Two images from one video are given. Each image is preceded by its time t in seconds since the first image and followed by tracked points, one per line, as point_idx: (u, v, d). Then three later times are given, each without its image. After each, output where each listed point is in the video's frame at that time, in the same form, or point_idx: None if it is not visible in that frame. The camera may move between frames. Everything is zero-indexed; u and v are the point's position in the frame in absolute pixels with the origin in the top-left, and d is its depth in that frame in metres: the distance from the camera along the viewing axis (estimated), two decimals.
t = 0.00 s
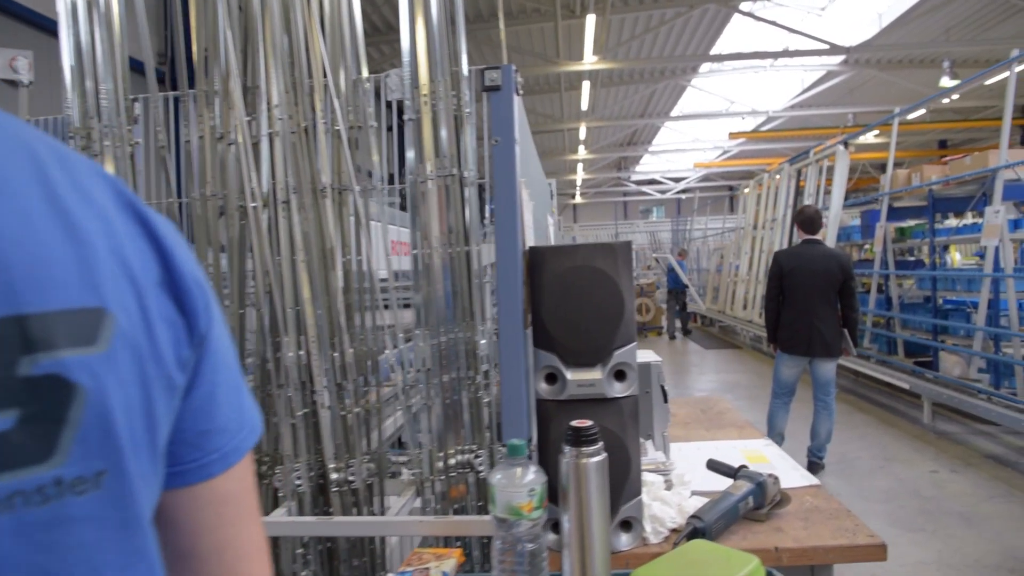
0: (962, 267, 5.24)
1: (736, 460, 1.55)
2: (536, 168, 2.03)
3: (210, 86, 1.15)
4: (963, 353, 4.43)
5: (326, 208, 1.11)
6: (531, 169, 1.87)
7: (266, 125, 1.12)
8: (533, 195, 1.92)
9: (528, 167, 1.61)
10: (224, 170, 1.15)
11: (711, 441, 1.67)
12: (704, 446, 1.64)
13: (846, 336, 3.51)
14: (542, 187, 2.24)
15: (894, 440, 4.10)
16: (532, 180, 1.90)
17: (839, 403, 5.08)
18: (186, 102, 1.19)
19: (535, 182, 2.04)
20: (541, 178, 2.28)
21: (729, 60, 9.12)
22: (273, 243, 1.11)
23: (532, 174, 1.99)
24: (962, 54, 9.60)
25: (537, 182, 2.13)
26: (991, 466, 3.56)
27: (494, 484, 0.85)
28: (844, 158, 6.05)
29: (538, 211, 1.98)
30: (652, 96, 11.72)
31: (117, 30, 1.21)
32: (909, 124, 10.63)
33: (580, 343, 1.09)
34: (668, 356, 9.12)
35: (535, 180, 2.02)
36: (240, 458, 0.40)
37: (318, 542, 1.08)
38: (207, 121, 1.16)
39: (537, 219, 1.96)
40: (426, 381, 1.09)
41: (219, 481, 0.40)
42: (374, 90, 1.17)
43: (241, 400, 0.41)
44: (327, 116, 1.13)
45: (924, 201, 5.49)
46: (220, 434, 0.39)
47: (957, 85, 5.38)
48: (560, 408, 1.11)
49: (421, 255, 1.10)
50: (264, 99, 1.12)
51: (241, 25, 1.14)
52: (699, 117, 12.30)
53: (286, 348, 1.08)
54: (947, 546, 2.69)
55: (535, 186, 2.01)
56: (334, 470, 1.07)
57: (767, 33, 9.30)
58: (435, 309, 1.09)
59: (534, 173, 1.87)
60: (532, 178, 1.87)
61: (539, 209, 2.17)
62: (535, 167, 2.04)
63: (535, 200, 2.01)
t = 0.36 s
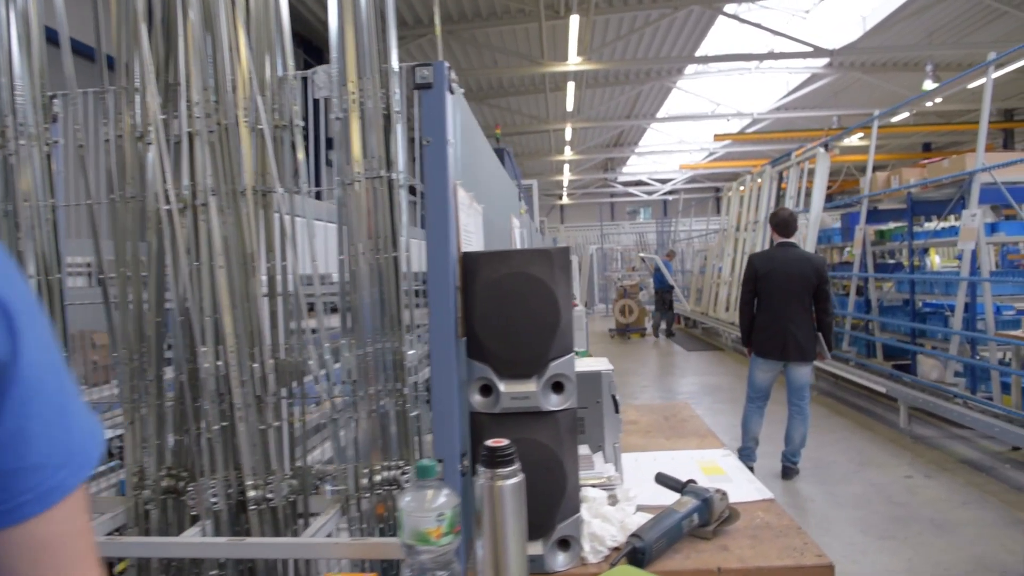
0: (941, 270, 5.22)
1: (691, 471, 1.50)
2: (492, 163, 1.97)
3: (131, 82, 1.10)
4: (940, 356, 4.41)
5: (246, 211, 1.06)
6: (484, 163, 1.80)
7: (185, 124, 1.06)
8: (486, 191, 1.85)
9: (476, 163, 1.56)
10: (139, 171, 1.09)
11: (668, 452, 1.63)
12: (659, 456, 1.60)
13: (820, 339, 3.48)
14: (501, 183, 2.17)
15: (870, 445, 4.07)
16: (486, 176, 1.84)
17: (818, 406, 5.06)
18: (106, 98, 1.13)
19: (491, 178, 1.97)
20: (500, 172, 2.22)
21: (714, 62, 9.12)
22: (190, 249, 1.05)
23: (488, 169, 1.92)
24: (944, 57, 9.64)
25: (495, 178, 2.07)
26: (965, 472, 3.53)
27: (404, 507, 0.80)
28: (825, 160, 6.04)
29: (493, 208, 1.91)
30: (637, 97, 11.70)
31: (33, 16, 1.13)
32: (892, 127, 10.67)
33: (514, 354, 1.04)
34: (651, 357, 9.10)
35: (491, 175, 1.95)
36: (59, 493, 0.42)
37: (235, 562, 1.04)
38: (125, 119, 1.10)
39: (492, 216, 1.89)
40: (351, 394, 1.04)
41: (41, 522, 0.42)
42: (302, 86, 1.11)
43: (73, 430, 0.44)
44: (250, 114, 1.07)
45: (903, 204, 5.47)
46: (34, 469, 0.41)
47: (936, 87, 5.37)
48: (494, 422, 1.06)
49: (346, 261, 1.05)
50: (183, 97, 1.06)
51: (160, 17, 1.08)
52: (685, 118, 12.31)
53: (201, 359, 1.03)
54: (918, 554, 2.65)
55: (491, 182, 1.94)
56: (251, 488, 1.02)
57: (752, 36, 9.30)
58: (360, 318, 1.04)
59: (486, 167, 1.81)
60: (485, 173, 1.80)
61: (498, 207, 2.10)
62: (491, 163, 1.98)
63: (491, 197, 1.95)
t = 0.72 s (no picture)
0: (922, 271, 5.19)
1: (644, 478, 1.46)
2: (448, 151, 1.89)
3: (38, 63, 1.03)
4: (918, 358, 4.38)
5: (157, 204, 1.01)
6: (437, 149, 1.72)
7: (94, 109, 1.00)
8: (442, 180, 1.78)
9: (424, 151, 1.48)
10: (46, 159, 1.03)
11: (622, 457, 1.59)
12: (613, 462, 1.56)
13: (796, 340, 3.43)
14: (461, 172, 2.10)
15: (846, 446, 4.04)
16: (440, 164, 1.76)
17: (797, 406, 5.04)
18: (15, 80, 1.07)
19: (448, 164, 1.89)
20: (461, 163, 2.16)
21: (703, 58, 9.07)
22: (99, 243, 1.01)
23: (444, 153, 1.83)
24: (933, 57, 9.63)
25: (453, 165, 1.99)
26: (939, 475, 3.51)
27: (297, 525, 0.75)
28: (808, 159, 6.01)
29: (448, 197, 1.84)
30: (627, 93, 11.65)
31: None
32: (880, 127, 10.66)
33: (441, 357, 0.98)
34: (635, 353, 9.09)
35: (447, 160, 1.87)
36: None
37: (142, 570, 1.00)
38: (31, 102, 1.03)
39: (447, 205, 1.81)
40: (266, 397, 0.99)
41: None
42: (222, 71, 1.05)
43: None
44: (163, 101, 1.01)
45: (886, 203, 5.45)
46: None
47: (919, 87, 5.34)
48: (420, 429, 1.01)
49: (264, 257, 1.00)
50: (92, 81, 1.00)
51: None
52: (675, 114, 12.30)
53: (107, 359, 0.99)
54: (885, 559, 2.63)
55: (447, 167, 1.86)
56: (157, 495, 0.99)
57: (742, 33, 9.26)
58: (275, 318, 0.99)
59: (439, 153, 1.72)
60: (438, 161, 1.72)
61: (457, 198, 2.04)
62: (448, 150, 1.90)
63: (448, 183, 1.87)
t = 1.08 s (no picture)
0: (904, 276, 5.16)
1: (596, 486, 1.40)
2: (406, 140, 1.84)
3: None
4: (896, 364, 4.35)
5: (62, 189, 0.94)
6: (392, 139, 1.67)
7: None
8: (398, 170, 1.72)
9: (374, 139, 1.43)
10: None
11: (577, 463, 1.53)
12: (567, 468, 1.51)
13: (772, 343, 3.39)
14: (422, 162, 2.05)
15: (822, 451, 4.01)
16: (396, 153, 1.71)
17: (775, 409, 5.01)
18: None
19: (406, 155, 1.84)
20: (423, 153, 2.10)
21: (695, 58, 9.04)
22: None
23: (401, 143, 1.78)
24: (925, 63, 9.64)
25: (412, 156, 1.94)
26: (913, 483, 3.47)
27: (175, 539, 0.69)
28: (795, 162, 5.99)
29: (405, 189, 1.79)
30: (618, 91, 11.61)
31: None
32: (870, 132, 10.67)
33: (362, 356, 0.92)
34: (618, 352, 9.07)
35: (404, 151, 1.82)
36: None
37: None
38: None
39: (403, 196, 1.76)
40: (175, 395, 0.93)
41: None
42: (141, 45, 0.98)
43: None
44: (72, 78, 0.94)
45: (870, 208, 5.42)
46: None
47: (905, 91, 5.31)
48: (340, 433, 0.94)
49: (177, 247, 0.93)
50: None
51: None
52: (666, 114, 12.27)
53: None
54: (854, 569, 2.58)
55: (403, 158, 1.81)
56: (52, 498, 0.93)
57: (735, 33, 9.23)
58: (185, 313, 0.93)
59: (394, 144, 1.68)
60: (393, 151, 1.68)
61: (419, 189, 1.99)
62: (405, 140, 1.84)
63: (405, 175, 1.82)
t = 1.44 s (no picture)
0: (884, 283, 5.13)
1: (547, 497, 1.33)
2: (353, 125, 1.76)
3: None
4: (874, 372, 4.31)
5: None
6: (334, 123, 1.59)
7: None
8: (342, 156, 1.65)
9: (308, 123, 1.36)
10: None
11: (530, 473, 1.46)
12: (519, 478, 1.44)
13: (747, 349, 3.33)
14: (375, 151, 1.98)
15: (798, 459, 3.96)
16: (340, 139, 1.64)
17: (753, 415, 4.97)
18: None
19: (353, 139, 1.76)
20: (377, 142, 2.03)
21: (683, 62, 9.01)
22: None
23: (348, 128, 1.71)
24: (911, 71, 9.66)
25: (362, 142, 1.87)
26: (888, 492, 3.42)
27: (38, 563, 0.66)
28: (778, 167, 5.96)
29: (351, 176, 1.71)
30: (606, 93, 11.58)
31: None
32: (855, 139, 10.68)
33: (276, 360, 0.84)
34: (600, 354, 9.02)
35: (351, 135, 1.74)
36: None
37: None
38: None
39: (348, 183, 1.69)
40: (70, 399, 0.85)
41: None
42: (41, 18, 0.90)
43: None
44: None
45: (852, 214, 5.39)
46: None
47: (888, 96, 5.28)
48: (251, 442, 0.87)
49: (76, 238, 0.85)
50: None
51: None
52: (653, 117, 12.24)
53: None
54: None
55: (351, 144, 1.73)
56: None
57: (723, 38, 9.21)
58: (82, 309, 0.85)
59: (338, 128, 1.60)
60: (337, 134, 1.60)
61: (371, 179, 1.91)
62: (353, 125, 1.77)
63: (351, 161, 1.74)
